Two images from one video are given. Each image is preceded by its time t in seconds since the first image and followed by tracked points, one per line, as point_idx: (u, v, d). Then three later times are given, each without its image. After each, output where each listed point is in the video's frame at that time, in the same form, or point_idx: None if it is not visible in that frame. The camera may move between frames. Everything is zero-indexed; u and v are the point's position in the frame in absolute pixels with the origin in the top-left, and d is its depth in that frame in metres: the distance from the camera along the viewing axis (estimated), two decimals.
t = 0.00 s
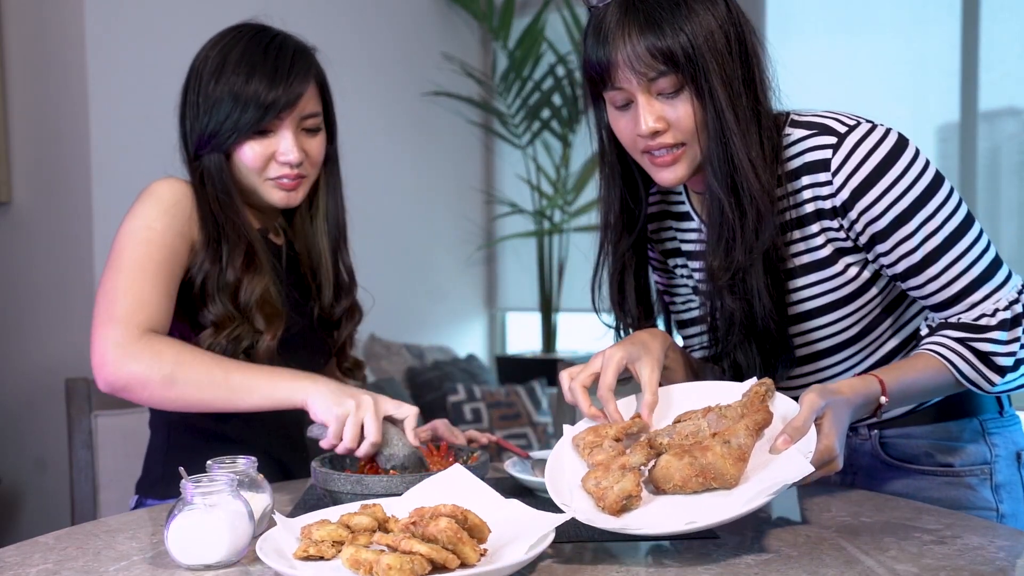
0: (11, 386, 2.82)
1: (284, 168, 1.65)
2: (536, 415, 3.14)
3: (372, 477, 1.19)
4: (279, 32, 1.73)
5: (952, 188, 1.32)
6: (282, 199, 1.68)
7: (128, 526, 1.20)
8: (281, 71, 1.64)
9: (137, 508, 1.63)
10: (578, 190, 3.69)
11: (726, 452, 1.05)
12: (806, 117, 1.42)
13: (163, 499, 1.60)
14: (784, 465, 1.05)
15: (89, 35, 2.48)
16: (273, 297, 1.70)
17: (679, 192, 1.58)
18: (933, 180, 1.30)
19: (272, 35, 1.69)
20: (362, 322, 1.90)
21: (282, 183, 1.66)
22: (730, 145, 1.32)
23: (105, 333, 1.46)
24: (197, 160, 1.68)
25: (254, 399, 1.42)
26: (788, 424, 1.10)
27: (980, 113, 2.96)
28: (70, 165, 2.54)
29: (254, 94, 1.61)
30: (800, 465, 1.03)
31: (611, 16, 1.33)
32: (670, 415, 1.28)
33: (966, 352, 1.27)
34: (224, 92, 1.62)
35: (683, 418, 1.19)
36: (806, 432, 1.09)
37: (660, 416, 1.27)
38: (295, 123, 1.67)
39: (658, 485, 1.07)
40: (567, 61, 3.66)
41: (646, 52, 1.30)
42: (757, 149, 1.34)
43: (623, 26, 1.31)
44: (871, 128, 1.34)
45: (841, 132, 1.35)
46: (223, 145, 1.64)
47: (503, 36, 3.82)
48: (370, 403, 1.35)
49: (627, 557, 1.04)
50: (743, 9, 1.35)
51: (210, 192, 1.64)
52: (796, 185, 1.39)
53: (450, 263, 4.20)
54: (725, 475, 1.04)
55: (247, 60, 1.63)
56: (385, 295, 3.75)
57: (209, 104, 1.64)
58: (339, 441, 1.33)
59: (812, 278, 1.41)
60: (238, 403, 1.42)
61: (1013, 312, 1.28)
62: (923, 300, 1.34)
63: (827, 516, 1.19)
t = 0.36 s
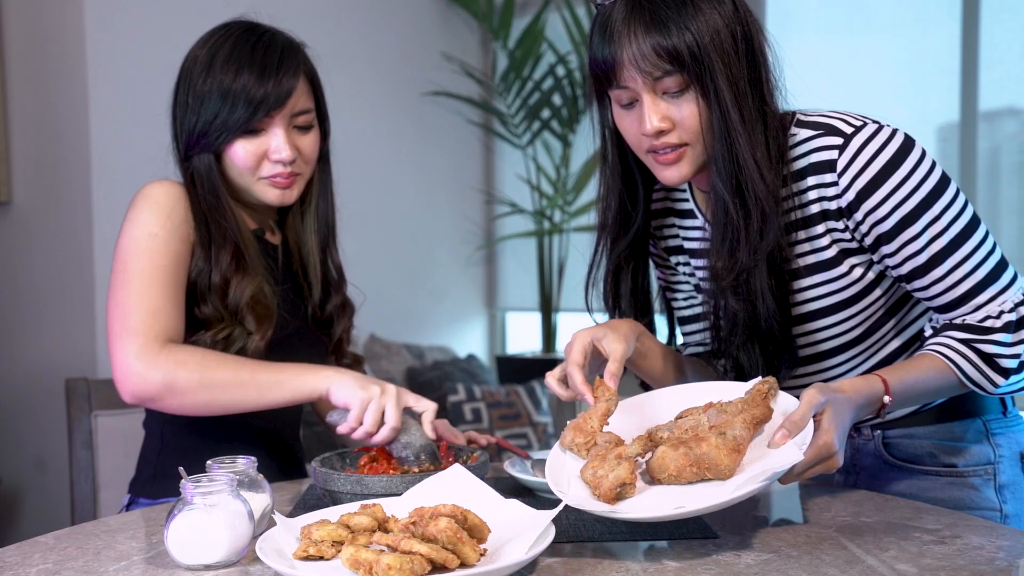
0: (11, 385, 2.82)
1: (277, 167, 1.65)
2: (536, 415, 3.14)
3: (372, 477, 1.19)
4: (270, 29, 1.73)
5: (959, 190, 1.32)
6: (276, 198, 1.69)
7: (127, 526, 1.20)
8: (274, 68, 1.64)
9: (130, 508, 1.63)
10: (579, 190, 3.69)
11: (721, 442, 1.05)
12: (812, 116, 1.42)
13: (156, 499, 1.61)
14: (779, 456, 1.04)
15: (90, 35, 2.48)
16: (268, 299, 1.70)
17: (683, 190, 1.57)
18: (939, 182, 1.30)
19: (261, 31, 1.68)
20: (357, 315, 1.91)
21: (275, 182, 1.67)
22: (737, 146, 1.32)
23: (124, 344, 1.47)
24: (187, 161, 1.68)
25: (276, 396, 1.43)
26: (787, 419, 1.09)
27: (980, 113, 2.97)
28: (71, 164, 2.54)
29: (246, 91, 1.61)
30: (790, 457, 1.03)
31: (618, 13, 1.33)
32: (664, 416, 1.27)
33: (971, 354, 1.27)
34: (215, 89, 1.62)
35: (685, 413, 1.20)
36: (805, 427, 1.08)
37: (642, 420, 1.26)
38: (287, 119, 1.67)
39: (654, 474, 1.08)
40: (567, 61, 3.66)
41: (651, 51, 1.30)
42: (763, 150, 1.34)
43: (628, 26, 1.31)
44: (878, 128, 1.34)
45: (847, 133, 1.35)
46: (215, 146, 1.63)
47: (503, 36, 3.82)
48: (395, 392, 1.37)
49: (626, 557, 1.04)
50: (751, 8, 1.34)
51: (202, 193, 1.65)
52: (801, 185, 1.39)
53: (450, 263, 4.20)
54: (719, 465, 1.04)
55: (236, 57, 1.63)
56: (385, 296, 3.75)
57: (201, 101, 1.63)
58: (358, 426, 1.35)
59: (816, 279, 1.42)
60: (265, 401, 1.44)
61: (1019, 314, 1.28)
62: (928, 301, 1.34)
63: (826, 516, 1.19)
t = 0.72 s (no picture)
0: (11, 386, 2.82)
1: (278, 167, 1.65)
2: (536, 415, 3.14)
3: (372, 477, 1.18)
4: (272, 29, 1.73)
5: (965, 197, 1.32)
6: (276, 198, 1.69)
7: (127, 527, 1.20)
8: (274, 67, 1.64)
9: (128, 508, 1.63)
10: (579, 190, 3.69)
11: (721, 446, 1.05)
12: (817, 119, 1.42)
13: (154, 499, 1.61)
14: (780, 460, 1.05)
15: (90, 35, 2.48)
16: (259, 296, 1.69)
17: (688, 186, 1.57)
18: (945, 189, 1.30)
19: (259, 31, 1.68)
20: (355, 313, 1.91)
21: (274, 183, 1.67)
22: (739, 150, 1.32)
23: (108, 344, 1.47)
24: (186, 161, 1.68)
25: (262, 400, 1.42)
26: (788, 423, 1.09)
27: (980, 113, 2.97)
28: (71, 165, 2.54)
29: (246, 90, 1.60)
30: (792, 461, 1.03)
31: (621, 13, 1.33)
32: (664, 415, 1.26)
33: (972, 359, 1.27)
34: (215, 89, 1.62)
35: (686, 413, 1.19)
36: (806, 431, 1.08)
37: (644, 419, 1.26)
38: (286, 118, 1.67)
39: (654, 476, 1.08)
40: (567, 61, 3.65)
41: (650, 53, 1.29)
42: (765, 155, 1.34)
43: (628, 28, 1.31)
44: (884, 135, 1.34)
45: (853, 140, 1.35)
46: (214, 147, 1.63)
47: (503, 36, 3.82)
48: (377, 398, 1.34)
49: (626, 557, 1.04)
50: (755, 9, 1.33)
51: (200, 195, 1.65)
52: (806, 189, 1.39)
53: (450, 263, 4.20)
54: (719, 469, 1.04)
55: (233, 57, 1.63)
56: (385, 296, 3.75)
57: (202, 101, 1.63)
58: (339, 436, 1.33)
59: (818, 284, 1.42)
60: (242, 403, 1.43)
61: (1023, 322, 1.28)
62: (931, 307, 1.34)
63: (826, 516, 1.19)
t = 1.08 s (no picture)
0: (11, 386, 2.82)
1: (282, 166, 1.65)
2: (536, 415, 3.14)
3: (373, 477, 1.18)
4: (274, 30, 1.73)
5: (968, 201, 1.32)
6: (282, 198, 1.68)
7: (127, 526, 1.20)
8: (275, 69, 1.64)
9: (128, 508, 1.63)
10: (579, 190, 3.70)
11: (720, 446, 1.05)
12: (822, 121, 1.42)
13: (154, 499, 1.61)
14: (778, 461, 1.05)
15: (90, 35, 2.48)
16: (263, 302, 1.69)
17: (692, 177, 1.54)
18: (947, 195, 1.30)
19: (262, 32, 1.68)
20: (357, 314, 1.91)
21: (279, 183, 1.66)
22: (727, 169, 1.31)
23: (99, 342, 1.48)
24: (191, 162, 1.68)
25: (249, 401, 1.43)
26: (788, 424, 1.09)
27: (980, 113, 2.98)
28: (71, 165, 2.54)
29: (247, 92, 1.60)
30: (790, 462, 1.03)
31: (616, 22, 1.32)
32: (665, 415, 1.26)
33: (975, 361, 1.27)
34: (217, 91, 1.62)
35: (687, 413, 1.19)
36: (806, 432, 1.08)
37: (643, 420, 1.26)
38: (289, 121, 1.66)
39: (653, 475, 1.08)
40: (567, 61, 3.65)
41: (638, 69, 1.29)
42: (755, 173, 1.33)
43: (619, 40, 1.30)
44: (886, 139, 1.34)
45: (856, 145, 1.35)
46: (217, 149, 1.64)
47: (503, 36, 3.82)
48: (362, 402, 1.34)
49: (626, 557, 1.04)
50: (755, 19, 1.30)
51: (201, 198, 1.64)
52: (808, 194, 1.39)
53: (450, 263, 4.20)
54: (717, 468, 1.04)
55: (237, 58, 1.63)
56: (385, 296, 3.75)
57: (203, 103, 1.63)
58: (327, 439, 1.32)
59: (823, 289, 1.42)
60: (233, 405, 1.45)
61: None
62: (934, 309, 1.34)
63: (826, 516, 1.19)
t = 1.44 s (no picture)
0: (9, 386, 2.82)
1: (281, 173, 1.65)
2: (536, 415, 3.14)
3: (372, 477, 1.18)
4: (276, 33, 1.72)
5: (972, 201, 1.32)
6: (280, 204, 1.69)
7: (127, 527, 1.20)
8: (280, 73, 1.64)
9: (128, 508, 1.63)
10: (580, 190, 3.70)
11: (718, 452, 1.05)
12: (825, 121, 1.42)
13: (153, 499, 1.61)
14: (776, 467, 1.05)
15: (92, 35, 2.49)
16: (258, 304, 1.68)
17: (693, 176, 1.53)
18: (952, 195, 1.30)
19: (266, 36, 1.68)
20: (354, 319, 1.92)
21: (278, 189, 1.67)
22: (734, 170, 1.31)
23: (75, 341, 1.47)
24: (189, 163, 1.67)
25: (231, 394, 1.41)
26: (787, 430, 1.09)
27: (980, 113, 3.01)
28: (71, 166, 2.54)
29: (251, 96, 1.61)
30: (788, 469, 1.03)
31: (621, 20, 1.32)
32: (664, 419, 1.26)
33: (976, 365, 1.27)
34: (221, 92, 1.62)
35: (685, 418, 1.18)
36: (804, 439, 1.08)
37: (644, 424, 1.25)
38: (292, 125, 1.67)
39: (651, 481, 1.09)
40: (568, 61, 3.66)
41: (644, 67, 1.28)
42: (762, 175, 1.33)
43: (625, 39, 1.30)
44: (890, 139, 1.33)
45: (859, 144, 1.34)
46: (218, 152, 1.64)
47: (503, 36, 3.82)
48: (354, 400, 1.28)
49: (626, 556, 1.04)
50: (760, 20, 1.31)
51: (200, 198, 1.65)
52: (812, 194, 1.39)
53: (450, 263, 4.21)
54: (716, 475, 1.04)
55: (242, 61, 1.63)
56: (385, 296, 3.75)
57: (206, 103, 1.63)
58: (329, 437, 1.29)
59: (824, 290, 1.42)
60: (210, 400, 1.43)
61: None
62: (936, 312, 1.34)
63: (826, 516, 1.19)
